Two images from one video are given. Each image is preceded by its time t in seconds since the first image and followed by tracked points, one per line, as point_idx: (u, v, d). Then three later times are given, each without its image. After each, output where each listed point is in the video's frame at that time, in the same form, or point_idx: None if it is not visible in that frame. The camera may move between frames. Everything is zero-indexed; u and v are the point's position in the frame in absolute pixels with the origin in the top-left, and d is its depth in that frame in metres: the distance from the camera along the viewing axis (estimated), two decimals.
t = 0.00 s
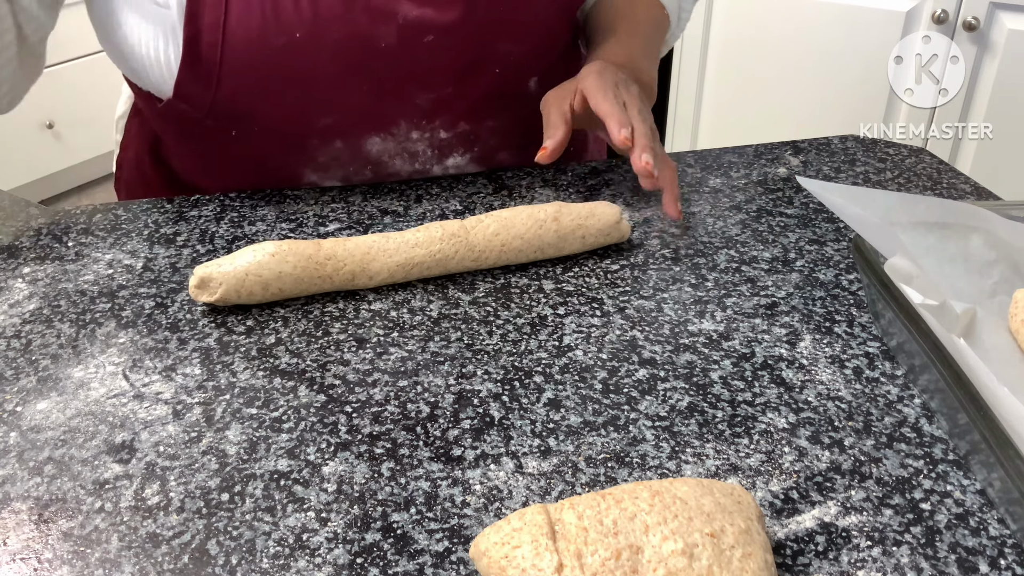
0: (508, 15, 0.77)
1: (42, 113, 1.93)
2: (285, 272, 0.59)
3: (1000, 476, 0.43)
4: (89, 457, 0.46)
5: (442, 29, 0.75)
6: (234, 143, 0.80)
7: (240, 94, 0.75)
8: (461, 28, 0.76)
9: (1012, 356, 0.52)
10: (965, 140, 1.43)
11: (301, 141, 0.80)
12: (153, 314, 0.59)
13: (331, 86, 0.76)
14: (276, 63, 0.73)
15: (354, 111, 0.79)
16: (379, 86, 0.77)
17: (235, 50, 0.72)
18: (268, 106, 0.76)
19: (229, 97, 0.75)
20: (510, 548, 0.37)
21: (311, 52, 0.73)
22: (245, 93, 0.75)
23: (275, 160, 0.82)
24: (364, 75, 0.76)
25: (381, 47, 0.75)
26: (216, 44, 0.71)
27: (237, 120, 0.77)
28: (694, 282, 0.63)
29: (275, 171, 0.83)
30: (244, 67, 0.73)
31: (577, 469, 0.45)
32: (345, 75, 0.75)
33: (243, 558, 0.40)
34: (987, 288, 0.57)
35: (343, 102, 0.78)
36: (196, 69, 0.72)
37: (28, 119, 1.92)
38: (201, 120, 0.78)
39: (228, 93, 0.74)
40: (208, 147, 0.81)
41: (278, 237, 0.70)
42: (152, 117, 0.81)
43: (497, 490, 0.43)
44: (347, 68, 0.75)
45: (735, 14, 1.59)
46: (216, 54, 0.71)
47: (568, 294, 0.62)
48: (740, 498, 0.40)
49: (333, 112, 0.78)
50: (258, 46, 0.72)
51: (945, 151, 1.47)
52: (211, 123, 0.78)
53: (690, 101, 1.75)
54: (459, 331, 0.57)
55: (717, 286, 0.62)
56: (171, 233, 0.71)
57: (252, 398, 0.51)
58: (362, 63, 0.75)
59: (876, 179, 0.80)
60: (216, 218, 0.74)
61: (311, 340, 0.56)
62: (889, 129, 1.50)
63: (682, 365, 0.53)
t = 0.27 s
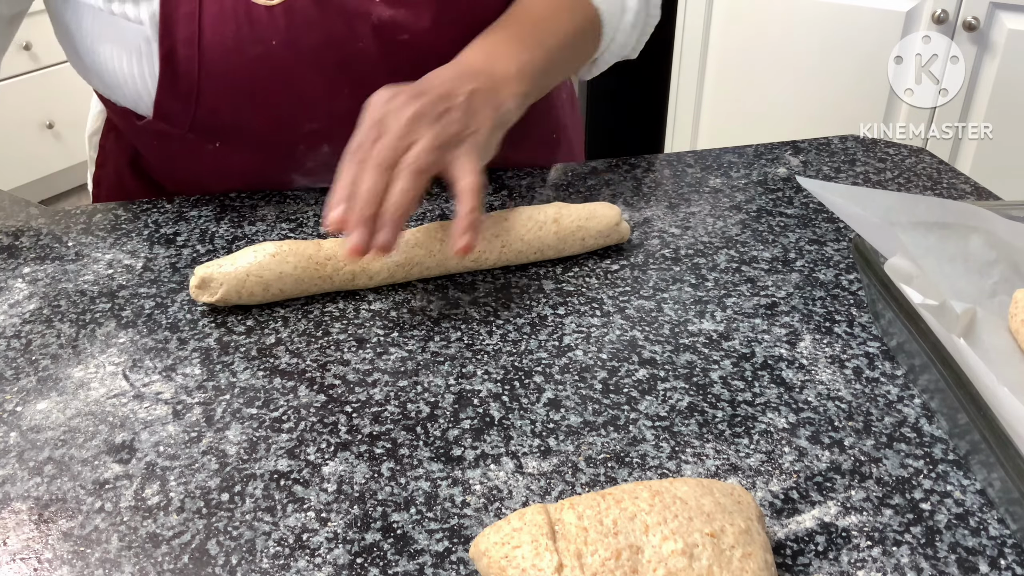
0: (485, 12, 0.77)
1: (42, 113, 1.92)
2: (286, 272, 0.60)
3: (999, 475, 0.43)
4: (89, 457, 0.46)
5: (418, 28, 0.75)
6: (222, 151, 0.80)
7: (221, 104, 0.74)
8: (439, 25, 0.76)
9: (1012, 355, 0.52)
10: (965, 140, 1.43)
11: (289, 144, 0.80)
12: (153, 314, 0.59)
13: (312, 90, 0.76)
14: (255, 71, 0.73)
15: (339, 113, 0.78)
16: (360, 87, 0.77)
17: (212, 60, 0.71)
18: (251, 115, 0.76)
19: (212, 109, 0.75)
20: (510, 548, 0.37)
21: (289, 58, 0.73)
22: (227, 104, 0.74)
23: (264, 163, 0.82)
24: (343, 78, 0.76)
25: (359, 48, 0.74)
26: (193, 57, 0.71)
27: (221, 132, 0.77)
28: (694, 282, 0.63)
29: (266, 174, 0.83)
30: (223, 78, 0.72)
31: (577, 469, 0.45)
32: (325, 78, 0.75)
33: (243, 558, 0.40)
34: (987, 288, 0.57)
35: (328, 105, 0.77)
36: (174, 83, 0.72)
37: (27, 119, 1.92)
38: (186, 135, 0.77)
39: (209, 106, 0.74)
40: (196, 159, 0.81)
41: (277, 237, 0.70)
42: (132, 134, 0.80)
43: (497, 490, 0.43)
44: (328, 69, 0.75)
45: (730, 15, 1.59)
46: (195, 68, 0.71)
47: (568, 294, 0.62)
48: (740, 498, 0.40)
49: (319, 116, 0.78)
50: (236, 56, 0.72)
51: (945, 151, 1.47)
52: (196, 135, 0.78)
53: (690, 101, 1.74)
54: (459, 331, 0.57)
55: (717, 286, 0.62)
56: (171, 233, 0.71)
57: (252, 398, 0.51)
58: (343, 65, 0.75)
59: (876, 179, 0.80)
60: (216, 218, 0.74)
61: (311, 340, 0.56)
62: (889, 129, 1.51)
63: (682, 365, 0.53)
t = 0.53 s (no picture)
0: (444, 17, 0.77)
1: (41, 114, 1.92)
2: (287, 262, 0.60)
3: (1000, 475, 0.43)
4: (89, 457, 0.46)
5: (370, 29, 0.75)
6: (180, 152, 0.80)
7: (175, 104, 0.75)
8: (397, 27, 0.76)
9: (1013, 356, 0.52)
10: (965, 140, 1.43)
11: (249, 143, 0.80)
12: (153, 314, 0.59)
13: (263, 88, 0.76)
14: (202, 71, 0.73)
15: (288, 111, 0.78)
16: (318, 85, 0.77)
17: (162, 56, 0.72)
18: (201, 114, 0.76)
19: (165, 108, 0.75)
20: (510, 548, 0.37)
21: (238, 57, 0.73)
22: (179, 103, 0.75)
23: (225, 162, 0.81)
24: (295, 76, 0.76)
25: (312, 49, 0.75)
26: (143, 57, 0.72)
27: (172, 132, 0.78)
28: (694, 282, 0.63)
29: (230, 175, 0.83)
30: (176, 76, 0.73)
31: (577, 469, 0.45)
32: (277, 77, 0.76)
33: (243, 558, 0.40)
34: (987, 288, 0.57)
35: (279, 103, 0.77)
36: (125, 84, 0.73)
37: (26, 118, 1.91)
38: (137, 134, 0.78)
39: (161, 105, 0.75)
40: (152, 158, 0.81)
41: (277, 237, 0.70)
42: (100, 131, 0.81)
43: (497, 490, 0.43)
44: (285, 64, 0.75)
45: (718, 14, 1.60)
46: (146, 68, 0.72)
47: (568, 294, 0.62)
48: (740, 498, 0.40)
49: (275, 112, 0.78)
50: (183, 56, 0.72)
51: (945, 151, 1.47)
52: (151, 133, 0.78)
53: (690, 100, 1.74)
54: (459, 331, 0.57)
55: (717, 286, 0.62)
56: (171, 233, 0.71)
57: (252, 398, 0.51)
58: (294, 62, 0.75)
59: (876, 179, 0.80)
60: (216, 218, 0.74)
61: (311, 340, 0.56)
62: (889, 129, 1.51)
63: (682, 365, 0.53)
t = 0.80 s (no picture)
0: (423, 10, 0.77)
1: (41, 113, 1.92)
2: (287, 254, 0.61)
3: (999, 475, 0.43)
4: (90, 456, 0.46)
5: (349, 18, 0.75)
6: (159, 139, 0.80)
7: (153, 86, 0.76)
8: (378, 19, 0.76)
9: (1013, 356, 0.52)
10: (965, 140, 1.43)
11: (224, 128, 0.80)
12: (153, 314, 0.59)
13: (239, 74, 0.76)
14: (181, 55, 0.74)
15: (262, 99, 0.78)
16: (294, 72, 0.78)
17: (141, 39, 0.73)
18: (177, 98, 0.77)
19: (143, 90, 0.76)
20: (510, 548, 0.37)
21: (216, 42, 0.74)
22: (155, 84, 0.76)
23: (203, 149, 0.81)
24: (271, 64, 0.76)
25: (290, 36, 0.75)
26: (124, 36, 0.73)
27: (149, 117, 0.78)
28: (694, 282, 0.63)
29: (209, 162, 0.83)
30: (155, 58, 0.74)
31: (577, 469, 0.44)
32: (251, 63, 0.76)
33: (243, 558, 0.40)
34: (986, 288, 0.57)
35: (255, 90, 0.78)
36: (105, 62, 0.74)
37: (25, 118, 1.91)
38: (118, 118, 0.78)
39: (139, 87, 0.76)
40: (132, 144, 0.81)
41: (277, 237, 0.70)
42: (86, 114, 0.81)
43: (497, 490, 0.43)
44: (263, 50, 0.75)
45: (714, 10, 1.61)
46: (127, 48, 0.73)
47: (568, 294, 0.62)
48: (740, 498, 0.40)
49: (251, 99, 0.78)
50: (162, 38, 0.73)
51: (945, 151, 1.47)
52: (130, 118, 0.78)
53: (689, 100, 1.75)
54: (459, 330, 0.57)
55: (717, 286, 0.62)
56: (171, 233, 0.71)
57: (252, 398, 0.51)
58: (272, 49, 0.76)
59: (876, 179, 0.80)
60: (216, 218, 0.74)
61: (310, 340, 0.56)
62: (889, 129, 1.51)
63: (682, 365, 0.53)
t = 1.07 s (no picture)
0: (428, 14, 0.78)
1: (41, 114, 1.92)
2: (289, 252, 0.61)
3: (999, 475, 0.43)
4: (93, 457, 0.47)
5: (354, 18, 0.76)
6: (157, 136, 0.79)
7: (154, 85, 0.75)
8: (380, 17, 0.77)
9: (1013, 356, 0.52)
10: (965, 140, 1.43)
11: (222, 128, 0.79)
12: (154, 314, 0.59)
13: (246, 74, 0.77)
14: (184, 53, 0.74)
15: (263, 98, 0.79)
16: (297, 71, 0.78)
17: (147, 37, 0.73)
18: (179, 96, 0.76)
19: (144, 87, 0.75)
20: (510, 548, 0.37)
21: (219, 41, 0.74)
22: (158, 82, 0.75)
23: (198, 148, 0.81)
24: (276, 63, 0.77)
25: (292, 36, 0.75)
26: (129, 35, 0.72)
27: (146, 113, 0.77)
28: (694, 282, 0.63)
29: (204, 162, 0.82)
30: (157, 56, 0.74)
31: (577, 469, 0.45)
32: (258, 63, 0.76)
33: (244, 558, 0.40)
34: (986, 288, 0.57)
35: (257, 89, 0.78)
36: (107, 59, 0.73)
37: (26, 118, 1.92)
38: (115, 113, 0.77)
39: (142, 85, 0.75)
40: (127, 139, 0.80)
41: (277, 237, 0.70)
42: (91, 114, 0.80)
43: (497, 490, 0.43)
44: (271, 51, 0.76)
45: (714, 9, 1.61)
46: (130, 46, 0.73)
47: (568, 294, 0.62)
48: (740, 498, 0.40)
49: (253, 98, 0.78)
50: (165, 37, 0.73)
51: (945, 151, 1.47)
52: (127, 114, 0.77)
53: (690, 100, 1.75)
54: (459, 331, 0.57)
55: (717, 286, 0.62)
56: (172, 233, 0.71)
57: (253, 398, 0.51)
58: (277, 48, 0.76)
59: (876, 179, 0.80)
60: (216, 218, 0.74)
61: (311, 340, 0.56)
62: (889, 129, 1.51)
63: (682, 365, 0.53)
